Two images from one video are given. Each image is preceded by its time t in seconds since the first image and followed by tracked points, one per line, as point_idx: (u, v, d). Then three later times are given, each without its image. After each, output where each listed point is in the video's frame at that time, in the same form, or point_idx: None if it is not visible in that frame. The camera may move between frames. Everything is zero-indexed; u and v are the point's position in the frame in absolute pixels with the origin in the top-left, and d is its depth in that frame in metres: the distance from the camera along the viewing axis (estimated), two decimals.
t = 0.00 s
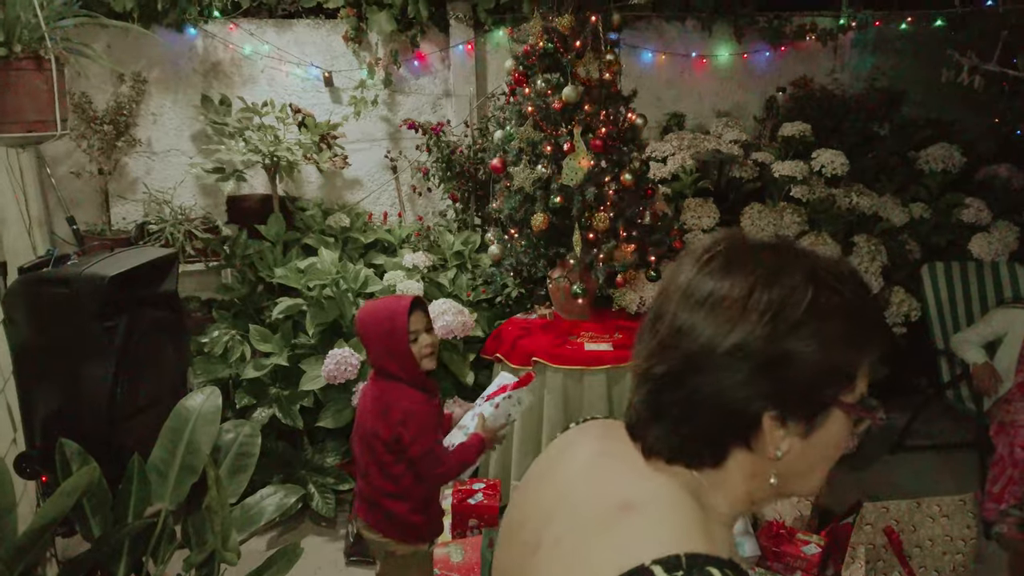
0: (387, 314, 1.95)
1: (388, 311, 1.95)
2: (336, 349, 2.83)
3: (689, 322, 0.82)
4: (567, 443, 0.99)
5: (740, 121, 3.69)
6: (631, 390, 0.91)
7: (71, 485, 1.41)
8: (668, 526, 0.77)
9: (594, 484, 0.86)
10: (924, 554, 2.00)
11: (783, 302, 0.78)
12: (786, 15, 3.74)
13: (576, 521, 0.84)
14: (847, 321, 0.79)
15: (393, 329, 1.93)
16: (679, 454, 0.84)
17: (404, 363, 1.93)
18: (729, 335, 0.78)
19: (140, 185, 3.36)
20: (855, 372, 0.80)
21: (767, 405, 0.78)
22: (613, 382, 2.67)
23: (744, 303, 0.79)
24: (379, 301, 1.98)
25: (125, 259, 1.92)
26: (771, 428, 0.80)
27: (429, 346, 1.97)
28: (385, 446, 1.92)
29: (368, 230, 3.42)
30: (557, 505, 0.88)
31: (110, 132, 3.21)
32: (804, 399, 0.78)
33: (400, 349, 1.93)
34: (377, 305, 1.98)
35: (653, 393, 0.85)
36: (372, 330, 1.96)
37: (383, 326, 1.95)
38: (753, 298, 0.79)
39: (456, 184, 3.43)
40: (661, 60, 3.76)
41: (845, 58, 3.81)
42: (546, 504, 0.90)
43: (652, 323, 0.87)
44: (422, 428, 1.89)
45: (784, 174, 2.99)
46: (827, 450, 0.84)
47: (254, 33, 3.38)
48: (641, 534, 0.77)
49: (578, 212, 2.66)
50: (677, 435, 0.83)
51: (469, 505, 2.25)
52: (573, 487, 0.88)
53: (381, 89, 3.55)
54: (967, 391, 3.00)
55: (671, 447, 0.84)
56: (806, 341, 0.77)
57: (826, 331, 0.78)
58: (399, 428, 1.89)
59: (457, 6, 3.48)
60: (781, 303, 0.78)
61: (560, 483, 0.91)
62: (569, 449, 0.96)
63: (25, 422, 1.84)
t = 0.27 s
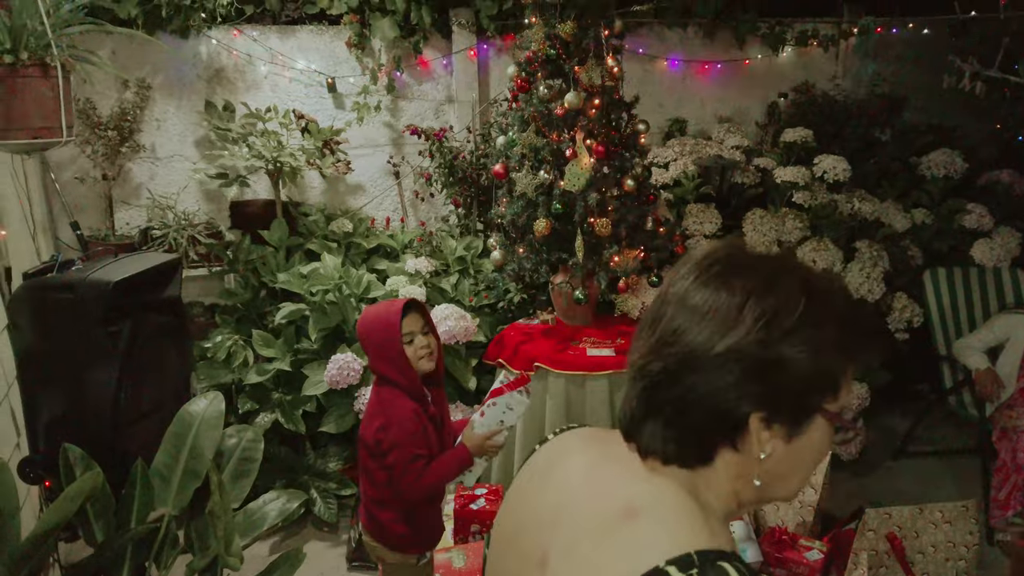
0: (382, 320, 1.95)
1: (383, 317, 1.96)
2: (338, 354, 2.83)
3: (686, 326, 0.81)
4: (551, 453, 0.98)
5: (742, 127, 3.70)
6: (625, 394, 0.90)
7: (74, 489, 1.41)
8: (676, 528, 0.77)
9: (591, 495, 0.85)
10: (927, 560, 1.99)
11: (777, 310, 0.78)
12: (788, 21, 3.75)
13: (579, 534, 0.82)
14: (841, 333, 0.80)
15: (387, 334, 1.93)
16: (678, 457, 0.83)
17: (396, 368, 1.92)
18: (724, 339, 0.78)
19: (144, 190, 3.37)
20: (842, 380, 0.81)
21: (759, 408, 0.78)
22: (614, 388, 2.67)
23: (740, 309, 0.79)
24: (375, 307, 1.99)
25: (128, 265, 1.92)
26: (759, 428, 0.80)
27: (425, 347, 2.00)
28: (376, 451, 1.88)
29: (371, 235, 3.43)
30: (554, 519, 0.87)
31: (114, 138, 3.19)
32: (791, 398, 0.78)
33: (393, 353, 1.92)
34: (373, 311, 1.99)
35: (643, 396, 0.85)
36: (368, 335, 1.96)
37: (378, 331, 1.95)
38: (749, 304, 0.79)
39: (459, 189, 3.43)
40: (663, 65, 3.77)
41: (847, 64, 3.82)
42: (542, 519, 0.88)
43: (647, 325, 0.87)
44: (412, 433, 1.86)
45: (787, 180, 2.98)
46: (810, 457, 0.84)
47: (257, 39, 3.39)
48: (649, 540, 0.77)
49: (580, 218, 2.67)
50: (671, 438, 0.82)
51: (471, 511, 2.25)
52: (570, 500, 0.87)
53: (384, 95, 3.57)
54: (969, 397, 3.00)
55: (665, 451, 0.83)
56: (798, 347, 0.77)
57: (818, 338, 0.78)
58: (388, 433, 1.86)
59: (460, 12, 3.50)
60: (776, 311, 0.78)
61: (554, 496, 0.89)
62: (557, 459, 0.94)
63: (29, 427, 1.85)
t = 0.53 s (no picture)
0: (381, 324, 1.95)
1: (382, 321, 1.96)
2: (341, 359, 2.84)
3: (704, 330, 0.83)
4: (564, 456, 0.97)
5: (744, 133, 3.71)
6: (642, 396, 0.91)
7: (77, 494, 1.42)
8: (717, 528, 0.78)
9: (623, 500, 0.84)
10: (928, 568, 1.99)
11: (792, 314, 0.80)
12: (789, 29, 3.76)
13: (615, 538, 0.82)
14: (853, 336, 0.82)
15: (386, 338, 1.94)
16: (704, 454, 0.83)
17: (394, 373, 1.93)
18: (741, 341, 0.80)
19: (147, 196, 3.38)
20: (853, 381, 0.83)
21: (775, 407, 0.80)
22: (616, 394, 2.67)
23: (756, 314, 0.81)
24: (374, 311, 1.99)
25: (131, 270, 1.93)
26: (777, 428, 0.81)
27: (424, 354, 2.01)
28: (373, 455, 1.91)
29: (373, 241, 3.44)
30: (586, 524, 0.86)
31: (118, 143, 3.22)
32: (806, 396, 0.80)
33: (392, 358, 1.93)
34: (372, 315, 1.99)
35: (662, 399, 0.87)
36: (366, 339, 1.97)
37: (376, 335, 1.95)
38: (765, 309, 0.81)
39: (461, 195, 3.44)
40: (665, 72, 3.77)
41: (848, 71, 3.82)
42: (571, 525, 0.87)
43: (667, 329, 0.89)
44: (411, 439, 1.88)
45: (788, 187, 2.99)
46: (821, 456, 0.86)
47: (260, 46, 3.41)
48: (692, 542, 0.77)
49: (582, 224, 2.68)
50: (696, 437, 0.83)
51: (473, 516, 2.24)
52: (599, 505, 0.86)
53: (387, 101, 3.58)
54: (971, 404, 2.99)
55: (689, 450, 0.84)
56: (812, 348, 0.79)
57: (829, 340, 0.80)
58: (388, 438, 1.87)
59: (463, 19, 3.52)
60: (790, 314, 0.80)
61: (581, 502, 0.88)
62: (572, 463, 0.93)
63: (31, 432, 1.85)
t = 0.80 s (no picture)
0: (382, 327, 1.95)
1: (383, 324, 1.96)
2: (343, 364, 2.84)
3: (777, 336, 0.86)
4: (630, 449, 0.96)
5: (747, 139, 3.71)
6: (712, 398, 0.94)
7: (79, 497, 1.42)
8: (811, 521, 0.79)
9: (705, 492, 0.84)
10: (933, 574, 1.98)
11: (861, 316, 0.83)
12: (792, 34, 3.76)
13: (705, 531, 0.81)
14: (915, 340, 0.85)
15: (386, 342, 1.94)
16: (785, 451, 0.86)
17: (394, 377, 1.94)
18: (815, 345, 0.83)
19: (150, 201, 3.39)
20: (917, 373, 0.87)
21: (851, 405, 0.84)
22: (618, 399, 2.69)
23: (826, 318, 0.84)
24: (375, 313, 1.99)
25: (134, 274, 1.93)
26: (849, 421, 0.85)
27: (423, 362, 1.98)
28: (371, 457, 1.92)
29: (376, 245, 3.44)
30: (667, 514, 0.85)
31: (122, 148, 3.24)
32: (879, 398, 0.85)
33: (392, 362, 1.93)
34: (373, 317, 1.99)
35: (733, 400, 0.89)
36: (367, 341, 1.97)
37: (377, 338, 1.95)
38: (836, 312, 0.84)
39: (464, 200, 3.44)
40: (668, 78, 3.77)
41: (851, 77, 3.82)
42: (651, 516, 0.86)
43: (732, 335, 0.91)
44: (410, 443, 1.89)
45: (791, 192, 2.98)
46: (892, 440, 0.90)
47: (264, 51, 3.42)
48: (790, 533, 0.78)
49: (584, 228, 2.68)
50: (775, 435, 0.86)
51: (475, 521, 2.24)
52: (679, 498, 0.85)
53: (390, 106, 3.59)
54: (975, 409, 2.98)
55: (769, 448, 0.86)
56: (881, 349, 0.83)
57: (897, 338, 0.84)
58: (387, 442, 1.88)
59: (466, 24, 3.53)
60: (860, 317, 0.83)
61: (658, 493, 0.87)
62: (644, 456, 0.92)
63: (34, 435, 1.86)
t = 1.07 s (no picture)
0: (384, 325, 1.95)
1: (385, 321, 1.95)
2: (345, 364, 2.84)
3: (894, 331, 0.88)
4: (741, 420, 1.00)
5: (751, 139, 3.71)
6: (823, 385, 0.97)
7: (81, 496, 1.43)
8: (924, 503, 0.85)
9: (820, 466, 0.89)
10: None
11: (982, 310, 0.86)
12: (795, 35, 3.76)
13: (819, 502, 0.87)
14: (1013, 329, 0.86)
15: (388, 340, 1.93)
16: (898, 436, 0.89)
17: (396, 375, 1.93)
18: (935, 339, 0.86)
19: (153, 202, 3.39)
20: None
21: (967, 398, 0.87)
22: (621, 399, 2.69)
23: (944, 314, 0.86)
24: (377, 310, 1.98)
25: (136, 274, 1.93)
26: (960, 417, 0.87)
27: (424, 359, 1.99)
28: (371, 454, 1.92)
29: (379, 246, 3.45)
30: (777, 485, 0.90)
31: (125, 149, 3.24)
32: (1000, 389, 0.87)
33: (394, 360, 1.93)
34: (374, 314, 1.98)
35: (842, 387, 0.93)
36: (370, 338, 1.96)
37: (379, 336, 1.94)
38: (953, 308, 0.86)
39: (466, 201, 3.44)
40: (671, 78, 3.77)
41: (855, 77, 3.81)
42: (760, 485, 0.92)
43: (849, 329, 0.94)
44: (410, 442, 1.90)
45: (794, 192, 2.97)
46: (1007, 428, 0.92)
47: (266, 52, 3.42)
48: (905, 511, 0.83)
49: (587, 229, 2.67)
50: (888, 422, 0.89)
51: (477, 522, 2.23)
52: (793, 471, 0.90)
53: (392, 107, 3.59)
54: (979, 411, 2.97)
55: (881, 432, 0.89)
56: (1003, 343, 0.85)
57: (1019, 332, 0.86)
58: (388, 440, 1.89)
59: (468, 25, 3.53)
60: (981, 310, 0.85)
61: (772, 466, 0.92)
62: (756, 429, 0.97)
63: (37, 435, 1.86)
